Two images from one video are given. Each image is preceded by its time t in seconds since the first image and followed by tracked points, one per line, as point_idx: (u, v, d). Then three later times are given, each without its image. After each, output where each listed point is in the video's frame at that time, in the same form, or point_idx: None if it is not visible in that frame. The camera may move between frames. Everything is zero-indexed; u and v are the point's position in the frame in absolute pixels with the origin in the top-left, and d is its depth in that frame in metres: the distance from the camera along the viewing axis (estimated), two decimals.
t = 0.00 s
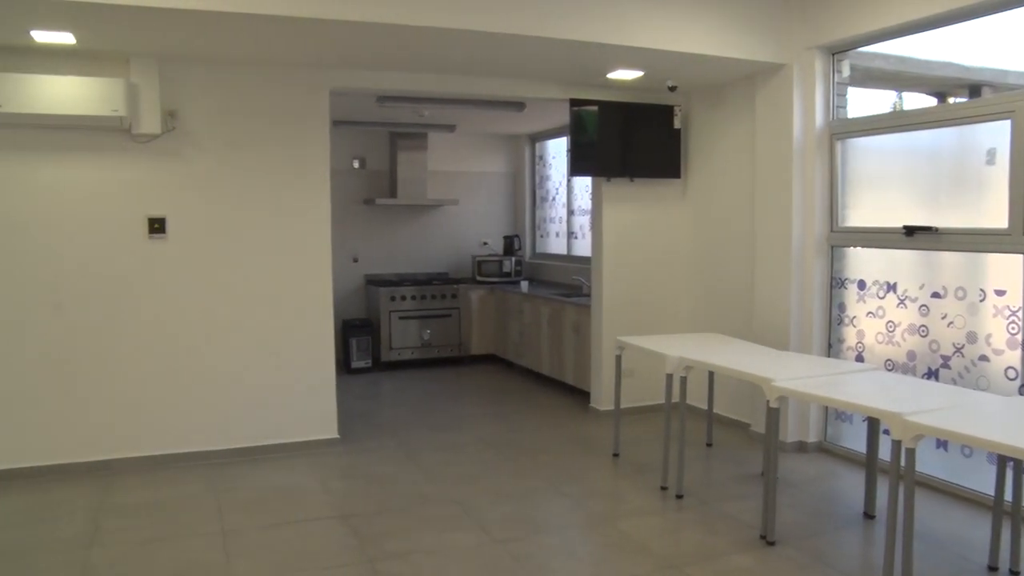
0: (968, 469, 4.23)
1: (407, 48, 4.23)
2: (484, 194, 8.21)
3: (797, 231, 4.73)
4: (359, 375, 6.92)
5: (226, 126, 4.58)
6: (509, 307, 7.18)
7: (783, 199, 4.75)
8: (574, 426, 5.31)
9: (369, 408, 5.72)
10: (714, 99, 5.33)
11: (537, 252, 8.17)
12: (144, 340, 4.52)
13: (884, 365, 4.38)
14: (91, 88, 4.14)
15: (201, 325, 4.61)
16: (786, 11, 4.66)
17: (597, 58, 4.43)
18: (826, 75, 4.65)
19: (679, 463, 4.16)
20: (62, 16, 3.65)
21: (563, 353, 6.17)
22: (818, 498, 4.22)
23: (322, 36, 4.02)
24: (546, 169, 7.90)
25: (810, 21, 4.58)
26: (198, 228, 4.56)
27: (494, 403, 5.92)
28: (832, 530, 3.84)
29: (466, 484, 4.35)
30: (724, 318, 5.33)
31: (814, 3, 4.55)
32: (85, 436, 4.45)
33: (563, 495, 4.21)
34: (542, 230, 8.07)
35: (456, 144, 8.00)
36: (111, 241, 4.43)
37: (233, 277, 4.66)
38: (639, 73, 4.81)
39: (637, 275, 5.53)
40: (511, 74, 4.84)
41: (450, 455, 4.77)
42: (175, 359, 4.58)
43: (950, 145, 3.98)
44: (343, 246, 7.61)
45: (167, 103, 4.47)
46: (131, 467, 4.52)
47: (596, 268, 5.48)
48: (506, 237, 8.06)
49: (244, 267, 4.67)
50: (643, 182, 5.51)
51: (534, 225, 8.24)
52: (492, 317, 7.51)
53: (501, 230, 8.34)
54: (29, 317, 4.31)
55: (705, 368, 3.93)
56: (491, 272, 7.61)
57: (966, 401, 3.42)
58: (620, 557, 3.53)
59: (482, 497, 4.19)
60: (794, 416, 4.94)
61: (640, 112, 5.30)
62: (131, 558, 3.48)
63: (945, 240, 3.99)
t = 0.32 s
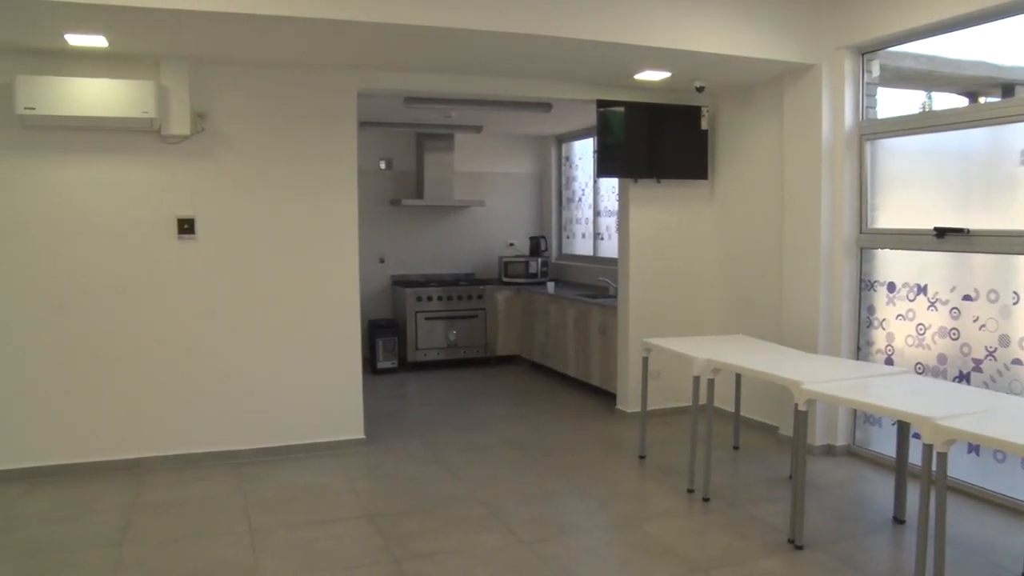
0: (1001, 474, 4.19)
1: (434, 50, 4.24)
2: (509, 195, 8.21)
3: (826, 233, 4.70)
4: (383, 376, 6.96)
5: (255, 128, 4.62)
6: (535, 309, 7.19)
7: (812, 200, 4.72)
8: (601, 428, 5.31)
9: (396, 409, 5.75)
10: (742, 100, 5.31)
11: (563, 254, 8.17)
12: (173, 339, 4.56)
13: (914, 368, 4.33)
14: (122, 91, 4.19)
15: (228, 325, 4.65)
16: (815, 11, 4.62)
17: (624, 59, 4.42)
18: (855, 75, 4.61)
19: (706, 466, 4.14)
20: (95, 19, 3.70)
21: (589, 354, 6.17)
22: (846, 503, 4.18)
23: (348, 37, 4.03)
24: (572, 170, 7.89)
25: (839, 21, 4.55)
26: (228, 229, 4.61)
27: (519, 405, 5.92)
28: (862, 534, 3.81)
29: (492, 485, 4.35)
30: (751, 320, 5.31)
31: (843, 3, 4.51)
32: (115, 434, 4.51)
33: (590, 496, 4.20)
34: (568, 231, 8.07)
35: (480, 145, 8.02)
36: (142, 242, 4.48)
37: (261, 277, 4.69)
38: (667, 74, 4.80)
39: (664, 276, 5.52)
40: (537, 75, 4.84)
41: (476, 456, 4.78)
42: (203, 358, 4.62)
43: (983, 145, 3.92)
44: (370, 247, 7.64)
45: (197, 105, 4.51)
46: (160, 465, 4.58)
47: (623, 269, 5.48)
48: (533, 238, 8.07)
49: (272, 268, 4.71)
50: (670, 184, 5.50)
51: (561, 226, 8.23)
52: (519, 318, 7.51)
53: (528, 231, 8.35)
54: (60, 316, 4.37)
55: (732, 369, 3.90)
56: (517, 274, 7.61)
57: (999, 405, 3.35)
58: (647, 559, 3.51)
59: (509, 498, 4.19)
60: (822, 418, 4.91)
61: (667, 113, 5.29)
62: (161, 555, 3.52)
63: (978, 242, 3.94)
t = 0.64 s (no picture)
0: None
1: (459, 50, 4.24)
2: (534, 196, 8.21)
3: (855, 233, 4.65)
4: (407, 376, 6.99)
5: (283, 130, 4.65)
6: (560, 309, 7.18)
7: (841, 200, 4.67)
8: (627, 429, 5.29)
9: (422, 409, 5.78)
10: (770, 99, 5.27)
11: (588, 255, 8.16)
12: (202, 339, 4.61)
13: (944, 370, 4.27)
14: (152, 92, 4.23)
15: (256, 325, 4.69)
16: (844, 9, 4.58)
17: (648, 58, 4.40)
18: (885, 74, 4.55)
19: (733, 468, 4.11)
20: (124, 22, 3.74)
21: (615, 355, 6.16)
22: (876, 506, 4.13)
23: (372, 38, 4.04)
24: (598, 171, 7.88)
25: (868, 19, 4.50)
26: (256, 230, 4.65)
27: (544, 406, 5.93)
28: (894, 538, 3.77)
29: (518, 486, 4.35)
30: (779, 321, 5.27)
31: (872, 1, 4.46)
32: (147, 432, 4.57)
33: (616, 498, 4.19)
34: (594, 232, 8.06)
35: (504, 145, 8.03)
36: (171, 242, 4.53)
37: (289, 278, 4.73)
38: (694, 73, 4.77)
39: (689, 277, 5.49)
40: (563, 76, 4.84)
41: (502, 457, 4.79)
42: (231, 357, 4.66)
43: (1016, 144, 3.84)
44: (395, 247, 7.68)
45: (225, 107, 4.56)
46: (189, 463, 4.63)
47: (649, 270, 5.46)
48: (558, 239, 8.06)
49: (299, 268, 4.74)
50: (696, 184, 5.48)
51: (586, 227, 8.22)
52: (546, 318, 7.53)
53: (553, 231, 8.34)
54: (92, 316, 4.44)
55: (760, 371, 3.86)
56: (542, 274, 7.61)
57: None
58: (673, 562, 3.50)
59: (535, 499, 4.19)
60: (851, 421, 4.87)
61: (694, 113, 5.27)
62: (190, 553, 3.55)
63: (1011, 243, 3.87)
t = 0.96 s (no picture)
0: None
1: (487, 49, 4.24)
2: (562, 195, 8.20)
3: (887, 232, 4.60)
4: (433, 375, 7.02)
5: (314, 129, 4.70)
6: (589, 309, 7.17)
7: (874, 200, 4.63)
8: (655, 429, 5.28)
9: (450, 408, 5.80)
10: (802, 98, 5.24)
11: (617, 254, 8.15)
12: (233, 336, 4.66)
13: (979, 371, 4.20)
14: (185, 91, 4.27)
15: (285, 322, 4.74)
16: (876, 6, 4.53)
17: (676, 56, 4.38)
18: (918, 72, 4.50)
19: (763, 468, 4.09)
20: (157, 22, 3.79)
21: (643, 355, 6.14)
22: (907, 509, 4.08)
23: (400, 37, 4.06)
24: (627, 170, 7.87)
25: (901, 16, 4.45)
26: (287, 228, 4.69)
27: (572, 405, 5.93)
28: (928, 541, 3.73)
29: (546, 485, 4.36)
30: (809, 322, 5.23)
31: None
32: (179, 428, 4.63)
33: (644, 498, 4.18)
34: (622, 231, 8.05)
35: (532, 144, 8.03)
36: (203, 240, 4.58)
37: (319, 276, 4.77)
38: (724, 71, 4.74)
39: (718, 277, 5.47)
40: (593, 74, 4.84)
41: (530, 455, 4.80)
42: (261, 355, 4.71)
43: None
44: (424, 246, 7.71)
45: (257, 106, 4.61)
46: (221, 458, 4.68)
47: (679, 270, 5.44)
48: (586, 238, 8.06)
49: (329, 266, 4.78)
50: (726, 183, 5.45)
51: (615, 226, 8.21)
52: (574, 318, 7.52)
53: (582, 231, 8.34)
54: (126, 312, 4.51)
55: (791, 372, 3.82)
56: (570, 273, 7.61)
57: None
58: (702, 562, 3.48)
59: (563, 498, 4.19)
60: (883, 423, 4.82)
61: (724, 111, 5.24)
62: (221, 547, 3.59)
63: None
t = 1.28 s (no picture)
0: None
1: (514, 48, 4.24)
2: (588, 194, 8.19)
3: (920, 232, 4.55)
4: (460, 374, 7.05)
5: (342, 129, 4.73)
6: (618, 309, 7.15)
7: (907, 199, 4.57)
8: (684, 429, 5.27)
9: (478, 406, 5.82)
10: (833, 96, 5.19)
11: (645, 253, 8.13)
12: (263, 334, 4.71)
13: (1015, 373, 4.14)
14: (217, 92, 4.32)
15: (315, 321, 4.78)
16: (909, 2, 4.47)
17: (703, 55, 4.35)
18: (953, 69, 4.43)
19: (795, 470, 4.06)
20: (189, 24, 3.83)
21: (671, 355, 6.13)
22: (941, 513, 4.03)
23: (427, 37, 4.07)
24: (655, 169, 7.85)
25: (934, 12, 4.38)
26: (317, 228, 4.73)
27: (600, 405, 5.94)
28: (963, 545, 3.68)
29: (575, 484, 4.36)
30: (840, 322, 5.18)
31: None
32: (211, 425, 4.69)
33: (672, 498, 4.17)
34: (650, 230, 8.02)
35: (557, 144, 8.02)
36: (234, 240, 4.63)
37: (348, 275, 4.80)
38: (754, 69, 4.70)
39: (747, 276, 5.44)
40: (620, 73, 4.82)
41: (558, 455, 4.80)
42: (291, 353, 4.76)
43: None
44: (451, 246, 7.74)
45: (287, 106, 4.64)
46: (252, 455, 4.74)
47: (708, 269, 5.42)
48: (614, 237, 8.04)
49: (359, 266, 4.81)
50: (756, 182, 5.41)
51: (643, 225, 8.19)
52: (601, 317, 7.51)
53: (609, 230, 8.32)
54: (160, 311, 4.57)
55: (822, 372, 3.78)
56: (598, 273, 7.59)
57: None
58: (732, 563, 3.46)
59: (591, 497, 4.19)
60: (916, 424, 4.76)
61: (753, 110, 5.21)
62: (253, 543, 3.63)
63: None
